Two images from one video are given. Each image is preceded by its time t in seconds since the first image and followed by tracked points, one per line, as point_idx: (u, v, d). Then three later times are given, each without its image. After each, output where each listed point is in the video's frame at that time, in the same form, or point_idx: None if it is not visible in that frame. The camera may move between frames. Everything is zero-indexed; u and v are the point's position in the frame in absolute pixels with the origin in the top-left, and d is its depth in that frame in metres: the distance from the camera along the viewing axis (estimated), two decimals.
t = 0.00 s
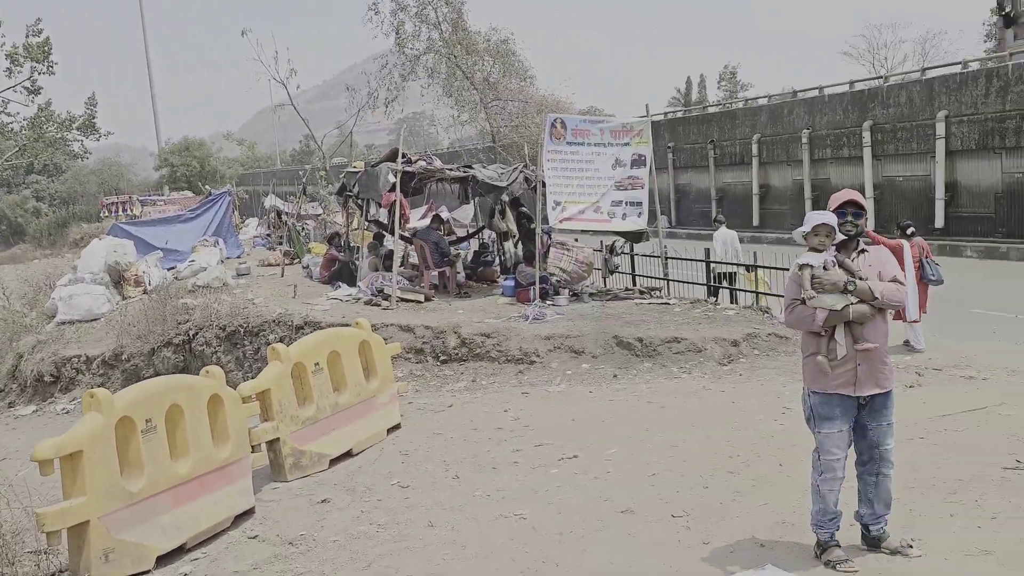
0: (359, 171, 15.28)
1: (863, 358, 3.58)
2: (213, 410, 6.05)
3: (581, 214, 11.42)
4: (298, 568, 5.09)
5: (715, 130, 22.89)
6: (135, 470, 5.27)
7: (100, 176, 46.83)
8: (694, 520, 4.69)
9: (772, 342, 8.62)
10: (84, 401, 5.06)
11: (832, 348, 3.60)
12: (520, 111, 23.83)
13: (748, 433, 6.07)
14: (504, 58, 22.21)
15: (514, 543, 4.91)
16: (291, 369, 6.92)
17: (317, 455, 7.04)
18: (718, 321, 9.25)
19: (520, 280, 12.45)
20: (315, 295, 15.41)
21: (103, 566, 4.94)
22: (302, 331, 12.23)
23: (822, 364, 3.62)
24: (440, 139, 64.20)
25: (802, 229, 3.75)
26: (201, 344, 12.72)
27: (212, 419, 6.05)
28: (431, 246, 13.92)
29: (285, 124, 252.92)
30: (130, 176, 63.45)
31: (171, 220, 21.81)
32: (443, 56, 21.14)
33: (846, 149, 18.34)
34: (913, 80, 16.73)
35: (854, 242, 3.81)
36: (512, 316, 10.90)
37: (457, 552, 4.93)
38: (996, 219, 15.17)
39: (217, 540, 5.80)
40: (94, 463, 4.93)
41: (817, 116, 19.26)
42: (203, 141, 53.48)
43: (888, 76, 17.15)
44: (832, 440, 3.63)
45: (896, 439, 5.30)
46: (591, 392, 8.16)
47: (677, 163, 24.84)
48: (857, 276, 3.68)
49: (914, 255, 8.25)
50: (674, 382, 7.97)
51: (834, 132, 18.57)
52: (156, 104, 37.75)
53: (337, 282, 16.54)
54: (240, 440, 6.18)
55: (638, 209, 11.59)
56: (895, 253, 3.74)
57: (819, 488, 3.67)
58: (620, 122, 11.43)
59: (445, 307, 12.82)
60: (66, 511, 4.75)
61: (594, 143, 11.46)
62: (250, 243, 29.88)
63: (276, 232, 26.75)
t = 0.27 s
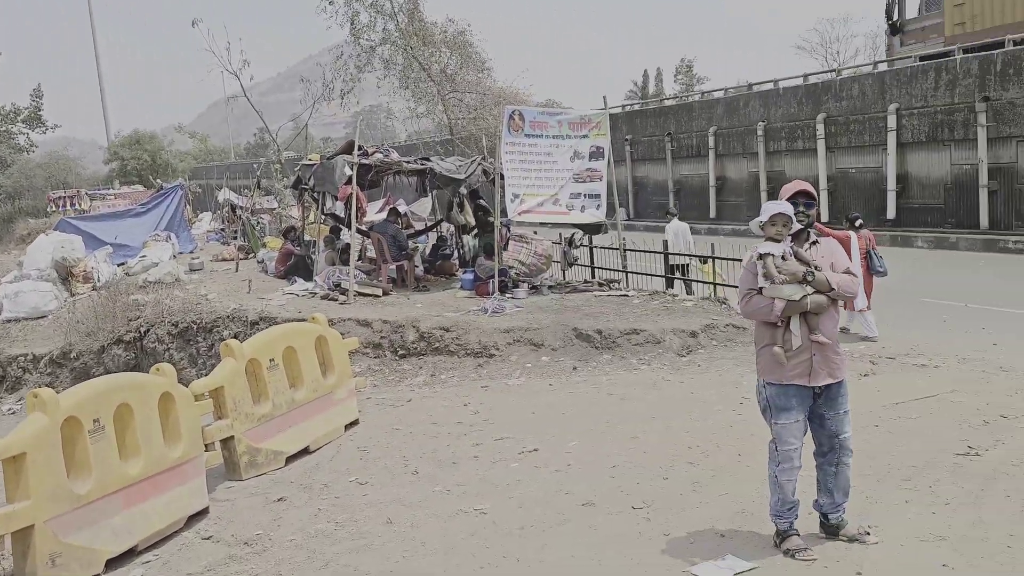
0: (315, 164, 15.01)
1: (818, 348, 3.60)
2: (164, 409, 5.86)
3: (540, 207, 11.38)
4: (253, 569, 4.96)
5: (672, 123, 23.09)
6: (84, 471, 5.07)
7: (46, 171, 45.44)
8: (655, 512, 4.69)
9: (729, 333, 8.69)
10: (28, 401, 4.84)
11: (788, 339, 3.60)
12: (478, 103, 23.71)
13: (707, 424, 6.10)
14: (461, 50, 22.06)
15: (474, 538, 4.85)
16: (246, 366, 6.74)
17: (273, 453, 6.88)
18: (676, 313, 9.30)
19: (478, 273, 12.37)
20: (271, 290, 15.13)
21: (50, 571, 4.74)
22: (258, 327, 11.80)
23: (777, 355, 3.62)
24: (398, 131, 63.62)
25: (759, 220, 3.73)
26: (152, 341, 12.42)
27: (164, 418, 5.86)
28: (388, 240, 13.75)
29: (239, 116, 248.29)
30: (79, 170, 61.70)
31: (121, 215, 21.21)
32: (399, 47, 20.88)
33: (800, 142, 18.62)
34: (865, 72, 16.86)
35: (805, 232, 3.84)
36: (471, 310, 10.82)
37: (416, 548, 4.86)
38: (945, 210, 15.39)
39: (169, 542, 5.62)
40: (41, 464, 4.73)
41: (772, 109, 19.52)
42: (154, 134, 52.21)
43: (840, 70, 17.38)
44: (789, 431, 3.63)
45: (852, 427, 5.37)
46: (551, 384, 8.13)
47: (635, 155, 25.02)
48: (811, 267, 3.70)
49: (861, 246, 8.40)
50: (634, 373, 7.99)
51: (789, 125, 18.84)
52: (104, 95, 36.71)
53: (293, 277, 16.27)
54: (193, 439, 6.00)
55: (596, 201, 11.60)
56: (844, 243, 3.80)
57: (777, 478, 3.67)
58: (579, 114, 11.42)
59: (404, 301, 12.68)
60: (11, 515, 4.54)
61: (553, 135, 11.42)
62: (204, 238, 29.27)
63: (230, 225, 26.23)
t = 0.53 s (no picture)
0: (287, 157, 14.80)
1: (789, 342, 3.59)
2: (131, 406, 5.72)
3: (514, 201, 11.32)
4: (222, 569, 4.85)
5: (648, 118, 23.14)
6: (47, 470, 4.92)
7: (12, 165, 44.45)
8: (630, 506, 4.65)
9: (704, 327, 8.70)
10: None
11: (761, 333, 3.57)
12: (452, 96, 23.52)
13: (682, 417, 6.08)
14: (435, 42, 21.87)
15: (449, 534, 4.79)
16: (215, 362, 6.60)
17: (244, 450, 6.76)
18: (651, 307, 9.29)
19: (454, 268, 12.28)
20: (243, 285, 14.92)
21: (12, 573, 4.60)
22: (229, 322, 11.69)
23: (749, 349, 3.59)
24: (373, 125, 63.14)
25: (734, 212, 3.70)
26: (121, 337, 12.19)
27: (130, 415, 5.71)
28: (361, 234, 13.61)
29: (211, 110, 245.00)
30: (46, 164, 60.41)
31: (90, 209, 20.77)
32: (372, 39, 20.64)
33: (774, 136, 18.74)
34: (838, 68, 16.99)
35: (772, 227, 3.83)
36: (446, 304, 10.73)
37: (390, 546, 4.77)
38: (917, 204, 15.55)
39: (136, 541, 5.48)
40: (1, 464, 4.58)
41: (746, 103, 19.61)
42: (124, 126, 51.32)
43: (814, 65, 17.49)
44: (761, 424, 3.61)
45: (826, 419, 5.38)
46: (526, 379, 8.08)
47: (610, 149, 25.06)
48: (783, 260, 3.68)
49: (829, 239, 8.44)
50: (609, 367, 7.96)
51: (763, 120, 18.95)
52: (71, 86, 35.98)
53: (265, 271, 16.06)
54: (161, 436, 5.86)
55: (571, 195, 11.55)
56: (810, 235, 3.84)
57: (750, 473, 3.65)
58: (553, 107, 11.37)
59: (378, 295, 12.56)
60: None
61: (527, 128, 11.35)
62: (175, 232, 28.82)
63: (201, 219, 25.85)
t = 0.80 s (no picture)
0: (264, 149, 14.59)
1: (768, 335, 3.57)
2: (102, 401, 5.58)
3: (494, 194, 11.24)
4: (194, 566, 4.75)
5: (628, 111, 23.14)
6: (14, 467, 4.79)
7: None
8: (609, 501, 4.61)
9: (684, 320, 8.69)
10: None
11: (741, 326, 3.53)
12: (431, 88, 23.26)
13: (661, 410, 6.05)
14: (415, 34, 21.68)
15: (426, 529, 4.72)
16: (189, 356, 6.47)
17: (219, 445, 6.65)
18: (631, 300, 9.26)
19: (433, 262, 12.19)
20: (220, 278, 14.73)
21: None
22: (205, 316, 11.51)
23: (729, 342, 3.55)
24: (353, 118, 62.71)
25: (716, 204, 3.65)
26: (95, 331, 12.00)
27: (102, 410, 5.57)
28: (339, 227, 13.49)
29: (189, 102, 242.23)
30: (20, 156, 59.43)
31: (66, 201, 20.51)
32: (351, 30, 20.41)
33: (754, 130, 18.80)
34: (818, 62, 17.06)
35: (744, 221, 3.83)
36: (425, 298, 10.64)
37: (366, 542, 4.69)
38: (894, 197, 15.65)
39: (107, 539, 5.36)
40: None
41: (726, 97, 19.64)
42: (99, 118, 50.59)
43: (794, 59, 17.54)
44: (740, 418, 3.57)
45: (806, 412, 5.36)
46: (506, 372, 8.02)
47: (591, 143, 25.06)
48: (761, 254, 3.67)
49: (803, 230, 8.41)
50: (589, 361, 7.92)
51: (743, 114, 18.99)
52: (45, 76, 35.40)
53: (242, 265, 15.87)
54: (134, 431, 5.73)
55: (551, 188, 11.51)
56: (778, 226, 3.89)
57: (729, 467, 3.61)
58: (534, 99, 11.30)
59: (357, 289, 12.44)
60: None
61: (507, 120, 11.25)
62: (152, 225, 28.46)
63: (178, 212, 25.53)
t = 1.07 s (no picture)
0: (238, 141, 14.37)
1: (748, 327, 3.57)
2: (70, 397, 5.44)
3: (473, 187, 11.16)
4: (163, 566, 4.64)
5: (607, 105, 23.13)
6: None
7: None
8: (585, 496, 4.56)
9: (662, 314, 8.66)
10: None
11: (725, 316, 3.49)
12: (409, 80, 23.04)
13: (639, 404, 6.02)
14: (392, 26, 21.48)
15: (401, 526, 4.65)
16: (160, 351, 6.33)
17: (192, 441, 6.52)
18: (609, 294, 9.22)
19: (410, 255, 11.97)
20: (194, 272, 14.53)
21: None
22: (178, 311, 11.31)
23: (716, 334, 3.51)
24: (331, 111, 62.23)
25: (695, 196, 3.58)
26: (66, 327, 11.79)
27: (70, 407, 5.43)
28: (315, 221, 13.25)
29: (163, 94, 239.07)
30: None
31: (35, 194, 20.00)
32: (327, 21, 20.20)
33: (731, 124, 18.86)
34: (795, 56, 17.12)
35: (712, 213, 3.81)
36: (402, 292, 10.53)
37: (339, 539, 4.61)
38: (871, 192, 15.76)
39: (74, 538, 5.23)
40: None
41: (704, 91, 19.67)
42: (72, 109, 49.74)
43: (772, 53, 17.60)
44: (720, 412, 3.55)
45: (782, 405, 5.36)
46: (483, 367, 7.95)
47: (570, 137, 25.05)
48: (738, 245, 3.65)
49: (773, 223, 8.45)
50: (567, 355, 7.87)
51: (721, 108, 19.03)
52: (15, 66, 34.70)
53: (217, 259, 15.65)
54: (104, 427, 5.59)
55: (530, 181, 11.46)
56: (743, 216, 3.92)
57: (709, 460, 3.58)
58: (512, 92, 11.22)
59: (333, 283, 12.30)
60: None
61: (485, 113, 11.16)
62: (126, 219, 28.06)
63: (153, 205, 25.19)
